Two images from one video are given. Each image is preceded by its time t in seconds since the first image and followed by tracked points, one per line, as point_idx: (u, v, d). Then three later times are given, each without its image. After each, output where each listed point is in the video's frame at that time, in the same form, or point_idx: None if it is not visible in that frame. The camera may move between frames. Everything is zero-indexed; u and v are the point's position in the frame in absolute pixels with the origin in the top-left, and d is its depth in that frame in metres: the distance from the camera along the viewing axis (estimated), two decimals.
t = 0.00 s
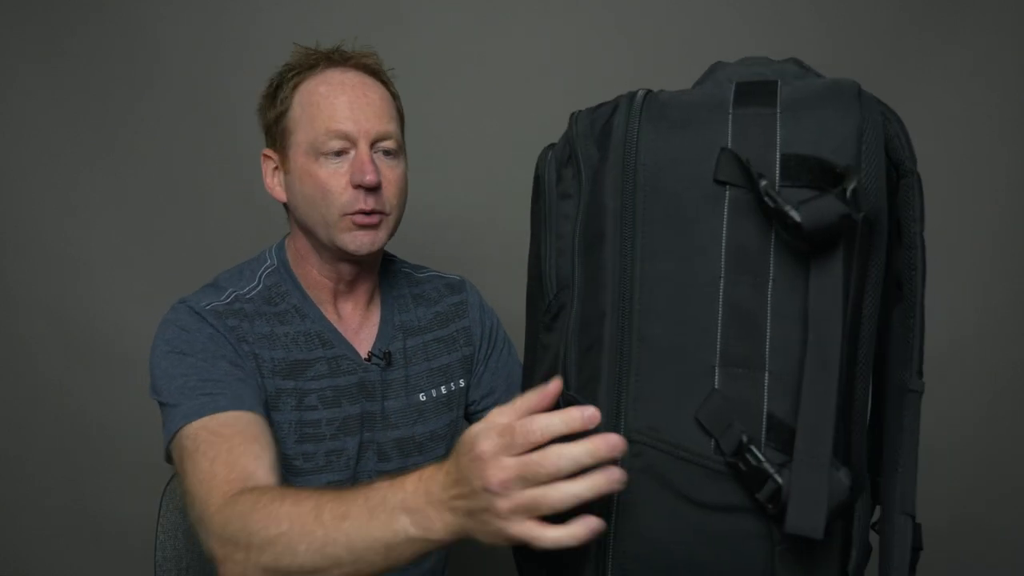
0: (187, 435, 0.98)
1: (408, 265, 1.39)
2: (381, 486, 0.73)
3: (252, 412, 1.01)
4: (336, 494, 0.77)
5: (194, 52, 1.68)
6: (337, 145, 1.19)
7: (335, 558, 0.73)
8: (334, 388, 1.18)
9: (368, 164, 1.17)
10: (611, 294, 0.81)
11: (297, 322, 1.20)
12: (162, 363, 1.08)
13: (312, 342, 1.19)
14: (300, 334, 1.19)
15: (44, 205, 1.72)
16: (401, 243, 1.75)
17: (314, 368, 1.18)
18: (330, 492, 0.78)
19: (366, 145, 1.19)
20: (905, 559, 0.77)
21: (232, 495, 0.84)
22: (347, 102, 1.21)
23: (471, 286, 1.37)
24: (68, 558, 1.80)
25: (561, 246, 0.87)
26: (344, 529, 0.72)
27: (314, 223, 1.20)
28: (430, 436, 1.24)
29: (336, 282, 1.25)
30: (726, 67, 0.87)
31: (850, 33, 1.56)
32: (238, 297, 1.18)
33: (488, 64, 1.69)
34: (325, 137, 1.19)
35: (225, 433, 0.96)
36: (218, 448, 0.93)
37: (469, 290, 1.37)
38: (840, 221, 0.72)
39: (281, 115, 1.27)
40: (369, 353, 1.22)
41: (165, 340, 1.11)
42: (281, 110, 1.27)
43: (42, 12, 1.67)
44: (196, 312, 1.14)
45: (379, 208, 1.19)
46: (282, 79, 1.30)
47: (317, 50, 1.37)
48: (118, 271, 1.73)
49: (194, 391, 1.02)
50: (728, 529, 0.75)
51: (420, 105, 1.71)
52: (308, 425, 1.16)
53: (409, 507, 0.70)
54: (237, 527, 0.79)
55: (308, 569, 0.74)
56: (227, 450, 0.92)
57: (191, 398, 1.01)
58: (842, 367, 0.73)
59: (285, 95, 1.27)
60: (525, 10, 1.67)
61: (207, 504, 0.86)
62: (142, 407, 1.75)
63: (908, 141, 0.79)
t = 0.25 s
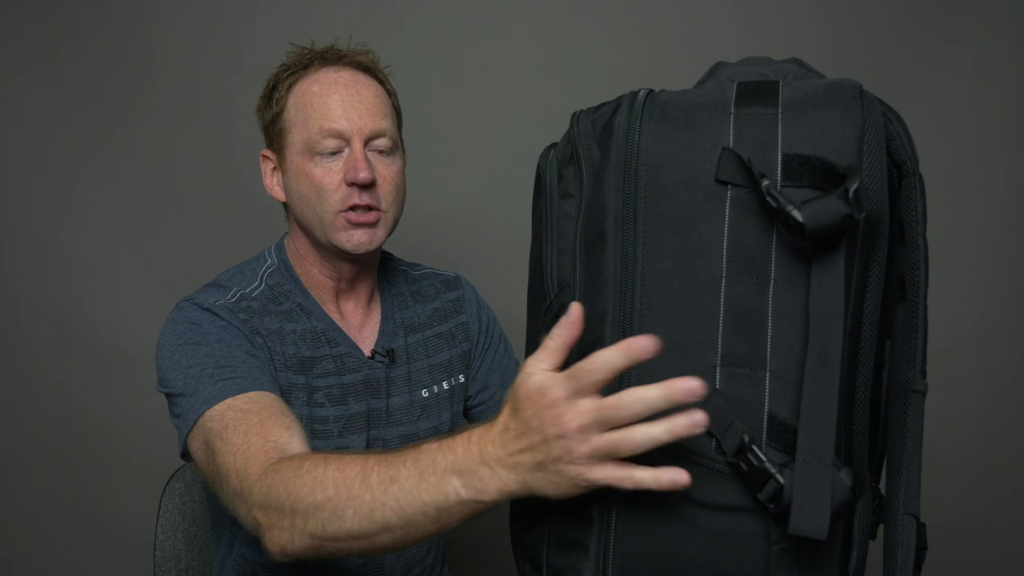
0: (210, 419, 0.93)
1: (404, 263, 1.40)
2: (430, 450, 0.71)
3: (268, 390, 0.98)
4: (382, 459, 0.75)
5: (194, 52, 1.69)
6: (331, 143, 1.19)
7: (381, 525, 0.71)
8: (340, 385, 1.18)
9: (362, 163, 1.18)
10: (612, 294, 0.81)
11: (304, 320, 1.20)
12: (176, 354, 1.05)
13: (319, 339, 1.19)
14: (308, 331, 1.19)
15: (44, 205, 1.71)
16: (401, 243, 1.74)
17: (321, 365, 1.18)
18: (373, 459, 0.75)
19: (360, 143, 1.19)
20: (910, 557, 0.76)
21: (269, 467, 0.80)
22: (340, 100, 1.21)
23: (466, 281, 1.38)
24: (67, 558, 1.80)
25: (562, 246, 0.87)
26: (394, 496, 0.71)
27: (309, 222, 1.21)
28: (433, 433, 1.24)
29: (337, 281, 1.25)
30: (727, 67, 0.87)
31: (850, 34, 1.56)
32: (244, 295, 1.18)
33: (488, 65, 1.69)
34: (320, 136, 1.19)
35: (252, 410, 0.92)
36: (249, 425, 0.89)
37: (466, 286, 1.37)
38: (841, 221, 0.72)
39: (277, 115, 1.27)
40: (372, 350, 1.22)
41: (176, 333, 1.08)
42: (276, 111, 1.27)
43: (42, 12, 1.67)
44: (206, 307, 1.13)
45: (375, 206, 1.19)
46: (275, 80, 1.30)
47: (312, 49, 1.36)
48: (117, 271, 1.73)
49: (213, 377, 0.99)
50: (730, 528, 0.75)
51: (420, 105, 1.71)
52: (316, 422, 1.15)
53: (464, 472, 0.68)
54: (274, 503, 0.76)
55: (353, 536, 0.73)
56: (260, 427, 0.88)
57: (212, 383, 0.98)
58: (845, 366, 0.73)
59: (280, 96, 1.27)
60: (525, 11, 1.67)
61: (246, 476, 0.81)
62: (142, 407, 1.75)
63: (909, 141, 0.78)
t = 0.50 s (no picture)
0: (208, 419, 0.93)
1: (404, 263, 1.40)
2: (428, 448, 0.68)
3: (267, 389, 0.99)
4: (373, 457, 0.74)
5: (195, 53, 1.69)
6: (318, 138, 1.21)
7: (370, 523, 0.70)
8: (340, 385, 1.17)
9: (346, 157, 1.19)
10: (612, 293, 0.81)
11: (304, 320, 1.19)
12: (176, 353, 1.05)
13: (319, 339, 1.19)
14: (308, 331, 1.18)
15: (45, 205, 1.71)
16: (401, 243, 1.75)
17: (321, 365, 1.17)
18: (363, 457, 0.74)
19: (346, 138, 1.21)
20: (909, 557, 0.76)
21: (263, 472, 0.79)
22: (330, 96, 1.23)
23: (468, 282, 1.38)
24: (67, 558, 1.80)
25: (562, 246, 0.87)
26: (383, 491, 0.70)
27: (298, 217, 1.21)
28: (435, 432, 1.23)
29: (336, 281, 1.26)
30: (727, 67, 0.88)
31: (850, 34, 1.56)
32: (245, 295, 1.18)
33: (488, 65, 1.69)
34: (307, 132, 1.21)
35: (251, 411, 0.92)
36: (249, 429, 0.88)
37: (468, 287, 1.38)
38: (841, 221, 0.72)
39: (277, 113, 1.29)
40: (373, 351, 1.22)
41: (177, 333, 1.08)
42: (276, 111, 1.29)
43: (42, 12, 1.67)
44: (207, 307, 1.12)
45: (359, 200, 1.19)
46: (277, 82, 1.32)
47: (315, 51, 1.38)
48: (117, 271, 1.73)
49: (211, 378, 0.99)
50: (730, 529, 0.75)
51: (420, 105, 1.71)
52: (316, 421, 1.14)
53: (458, 463, 0.65)
54: (270, 512, 0.76)
55: (343, 534, 0.72)
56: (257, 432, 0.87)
57: (209, 382, 0.98)
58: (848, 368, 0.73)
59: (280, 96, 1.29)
60: (525, 11, 1.67)
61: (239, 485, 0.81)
62: (142, 406, 1.75)
63: (909, 141, 0.78)
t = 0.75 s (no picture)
0: (168, 449, 1.02)
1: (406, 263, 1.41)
2: (308, 413, 0.93)
3: (236, 431, 1.04)
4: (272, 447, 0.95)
5: (195, 53, 1.69)
6: (322, 140, 1.21)
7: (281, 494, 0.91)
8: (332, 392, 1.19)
9: (350, 159, 1.19)
10: (612, 293, 0.81)
11: (298, 325, 1.21)
12: (160, 369, 1.09)
13: (312, 345, 1.20)
14: (300, 337, 1.20)
15: (45, 205, 1.71)
16: (401, 243, 1.75)
17: (314, 372, 1.19)
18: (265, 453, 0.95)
19: (350, 141, 1.21)
20: (909, 556, 0.77)
21: (189, 499, 0.95)
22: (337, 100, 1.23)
23: (471, 283, 1.41)
24: (67, 558, 1.80)
25: (561, 246, 0.87)
26: (286, 468, 0.91)
27: (298, 217, 1.20)
28: (433, 435, 1.25)
29: (335, 285, 1.27)
30: (725, 67, 0.88)
31: (849, 34, 1.56)
32: (240, 299, 1.19)
33: (488, 65, 1.69)
34: (312, 133, 1.21)
35: (206, 456, 1.00)
36: (197, 476, 0.98)
37: (470, 288, 1.40)
38: (840, 220, 0.72)
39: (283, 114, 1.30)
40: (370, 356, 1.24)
41: (164, 345, 1.11)
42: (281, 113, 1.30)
43: (43, 12, 1.67)
44: (197, 316, 1.14)
45: (362, 202, 1.19)
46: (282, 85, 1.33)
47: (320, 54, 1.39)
48: (117, 271, 1.73)
49: (185, 403, 1.04)
50: (729, 529, 0.75)
51: (420, 106, 1.71)
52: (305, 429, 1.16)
53: (338, 417, 0.91)
54: (191, 530, 0.92)
55: (258, 521, 0.91)
56: (205, 475, 0.98)
57: (183, 408, 1.04)
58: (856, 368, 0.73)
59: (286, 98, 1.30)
60: (525, 11, 1.67)
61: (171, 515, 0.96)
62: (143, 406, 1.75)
63: (909, 141, 0.78)
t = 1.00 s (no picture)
0: (155, 455, 1.05)
1: (400, 263, 1.40)
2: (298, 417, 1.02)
3: (224, 443, 1.07)
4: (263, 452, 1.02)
5: (195, 53, 1.69)
6: (310, 145, 1.20)
7: (273, 489, 0.97)
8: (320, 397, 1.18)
9: (339, 166, 1.18)
10: (611, 293, 0.81)
11: (284, 331, 1.20)
12: (147, 374, 1.11)
13: (299, 350, 1.20)
14: (287, 343, 1.20)
15: (45, 205, 1.71)
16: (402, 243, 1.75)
17: (300, 378, 1.18)
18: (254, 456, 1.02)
19: (340, 147, 1.20)
20: (908, 556, 0.77)
21: (179, 500, 0.99)
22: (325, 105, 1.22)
23: (466, 283, 1.39)
24: (68, 558, 1.80)
25: (561, 246, 0.87)
26: (278, 466, 0.98)
27: (287, 223, 1.20)
28: (425, 439, 1.25)
29: (324, 288, 1.25)
30: (725, 67, 0.88)
31: (849, 34, 1.56)
32: (226, 305, 1.20)
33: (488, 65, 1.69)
34: (301, 138, 1.21)
35: (193, 465, 1.03)
36: (185, 479, 1.02)
37: (465, 288, 1.39)
38: (840, 220, 0.72)
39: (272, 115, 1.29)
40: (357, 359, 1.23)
41: (151, 351, 1.13)
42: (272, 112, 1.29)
43: (43, 12, 1.67)
44: (182, 322, 1.15)
45: (350, 210, 1.19)
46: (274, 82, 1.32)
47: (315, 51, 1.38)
48: (117, 271, 1.73)
49: (171, 410, 1.07)
50: (730, 530, 0.75)
51: (420, 105, 1.71)
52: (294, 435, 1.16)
53: (328, 417, 1.01)
54: (184, 532, 0.96)
55: (251, 517, 0.96)
56: (192, 479, 1.02)
57: (168, 415, 1.07)
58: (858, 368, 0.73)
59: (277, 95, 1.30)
60: (525, 10, 1.67)
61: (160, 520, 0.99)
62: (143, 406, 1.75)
63: (908, 141, 0.78)
